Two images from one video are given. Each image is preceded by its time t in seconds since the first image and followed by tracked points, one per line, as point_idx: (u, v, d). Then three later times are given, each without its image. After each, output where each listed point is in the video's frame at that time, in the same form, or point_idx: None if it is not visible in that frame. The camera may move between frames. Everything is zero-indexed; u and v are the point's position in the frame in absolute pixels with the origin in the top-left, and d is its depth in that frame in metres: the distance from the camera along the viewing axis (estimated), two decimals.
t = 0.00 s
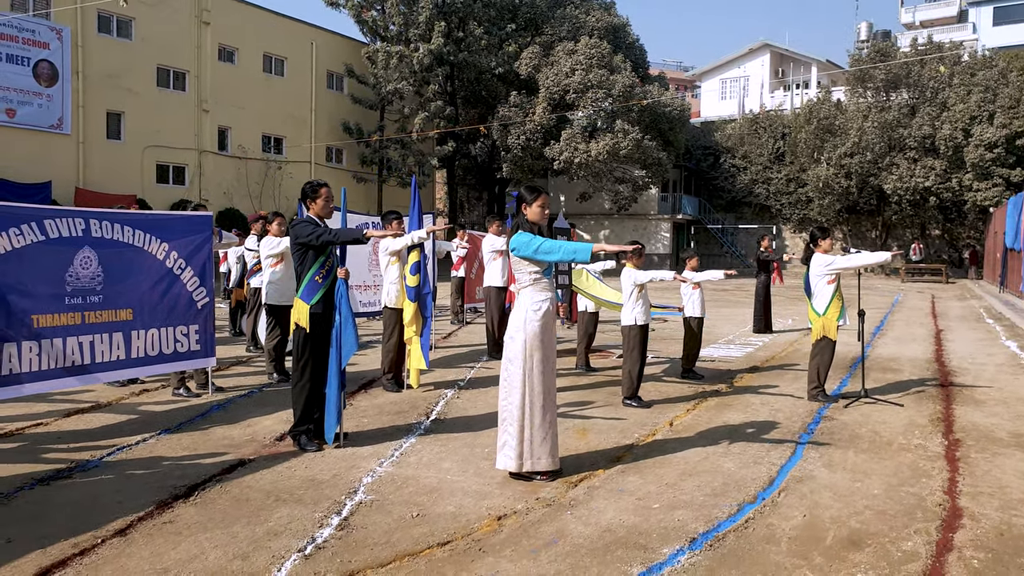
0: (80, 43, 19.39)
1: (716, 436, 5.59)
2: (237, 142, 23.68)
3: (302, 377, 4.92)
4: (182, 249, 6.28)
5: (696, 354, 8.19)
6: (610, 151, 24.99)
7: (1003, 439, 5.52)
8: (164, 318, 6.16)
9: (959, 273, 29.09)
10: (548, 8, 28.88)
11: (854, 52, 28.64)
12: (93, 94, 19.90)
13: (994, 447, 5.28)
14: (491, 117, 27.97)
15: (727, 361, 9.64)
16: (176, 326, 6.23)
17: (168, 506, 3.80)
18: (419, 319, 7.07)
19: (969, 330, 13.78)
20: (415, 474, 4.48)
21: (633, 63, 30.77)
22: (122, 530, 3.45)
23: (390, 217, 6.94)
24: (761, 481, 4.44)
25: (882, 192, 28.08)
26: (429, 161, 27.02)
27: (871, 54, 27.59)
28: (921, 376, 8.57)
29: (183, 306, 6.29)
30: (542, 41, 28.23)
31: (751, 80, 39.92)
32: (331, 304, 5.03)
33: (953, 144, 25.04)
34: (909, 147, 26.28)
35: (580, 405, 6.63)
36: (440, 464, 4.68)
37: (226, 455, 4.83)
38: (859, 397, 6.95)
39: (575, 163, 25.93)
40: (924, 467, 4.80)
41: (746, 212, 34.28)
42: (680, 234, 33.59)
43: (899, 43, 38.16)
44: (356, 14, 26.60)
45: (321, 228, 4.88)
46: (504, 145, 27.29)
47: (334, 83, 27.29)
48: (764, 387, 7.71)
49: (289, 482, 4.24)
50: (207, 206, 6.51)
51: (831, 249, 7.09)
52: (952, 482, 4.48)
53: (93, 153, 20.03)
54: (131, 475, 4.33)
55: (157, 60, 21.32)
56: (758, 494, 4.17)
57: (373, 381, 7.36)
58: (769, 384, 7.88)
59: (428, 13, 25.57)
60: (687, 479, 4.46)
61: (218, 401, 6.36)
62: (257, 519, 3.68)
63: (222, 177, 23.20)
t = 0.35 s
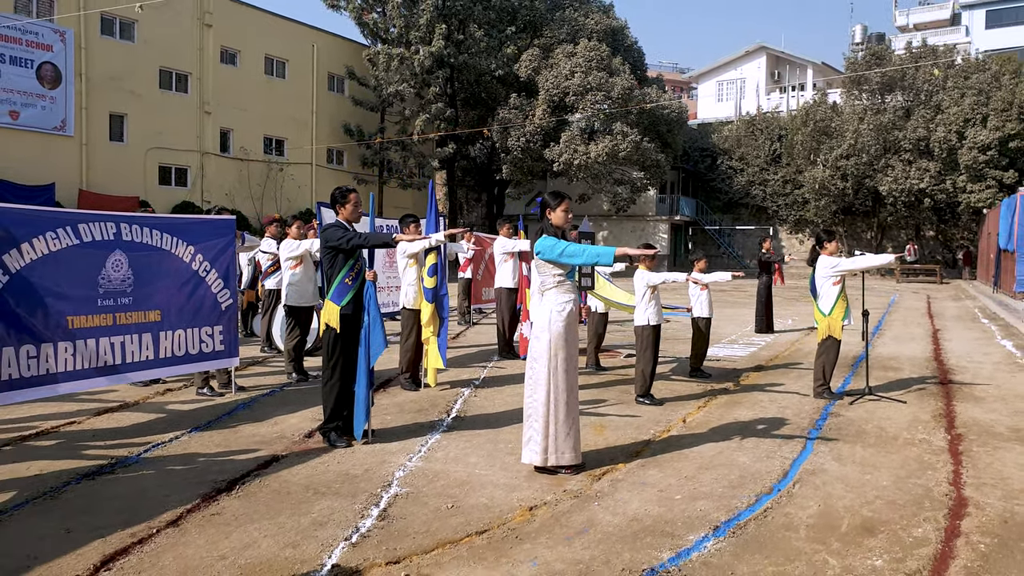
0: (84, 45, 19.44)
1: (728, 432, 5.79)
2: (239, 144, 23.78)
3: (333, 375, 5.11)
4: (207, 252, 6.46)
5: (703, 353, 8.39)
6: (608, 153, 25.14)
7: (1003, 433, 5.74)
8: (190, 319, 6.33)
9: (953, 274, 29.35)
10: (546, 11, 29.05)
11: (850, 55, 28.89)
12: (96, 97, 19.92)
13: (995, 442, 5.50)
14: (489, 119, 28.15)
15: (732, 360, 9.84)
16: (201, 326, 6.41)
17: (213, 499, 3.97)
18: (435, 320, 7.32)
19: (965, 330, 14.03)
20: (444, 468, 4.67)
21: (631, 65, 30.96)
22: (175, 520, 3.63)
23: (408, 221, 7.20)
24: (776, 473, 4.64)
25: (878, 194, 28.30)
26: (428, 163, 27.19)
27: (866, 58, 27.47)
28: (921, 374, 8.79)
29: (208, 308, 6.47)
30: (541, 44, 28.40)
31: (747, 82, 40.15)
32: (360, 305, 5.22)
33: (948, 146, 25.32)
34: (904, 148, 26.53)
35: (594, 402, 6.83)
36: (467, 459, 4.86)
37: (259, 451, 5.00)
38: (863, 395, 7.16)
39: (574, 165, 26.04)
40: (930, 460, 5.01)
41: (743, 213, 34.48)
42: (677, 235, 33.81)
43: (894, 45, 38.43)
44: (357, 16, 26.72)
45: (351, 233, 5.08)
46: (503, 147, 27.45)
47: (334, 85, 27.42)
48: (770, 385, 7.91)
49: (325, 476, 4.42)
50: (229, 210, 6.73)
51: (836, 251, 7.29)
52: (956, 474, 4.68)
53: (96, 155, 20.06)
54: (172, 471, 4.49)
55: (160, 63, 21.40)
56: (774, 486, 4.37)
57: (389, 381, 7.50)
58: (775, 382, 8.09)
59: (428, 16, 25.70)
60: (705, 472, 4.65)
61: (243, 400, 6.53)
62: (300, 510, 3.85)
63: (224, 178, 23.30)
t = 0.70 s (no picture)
0: (83, 47, 19.40)
1: (736, 426, 5.96)
2: (237, 145, 23.78)
3: (353, 372, 5.26)
4: (224, 253, 6.59)
5: (708, 351, 8.54)
6: (604, 152, 25.22)
7: (1002, 426, 5.92)
8: (209, 318, 6.46)
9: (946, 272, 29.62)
10: (542, 11, 29.14)
11: (844, 55, 29.10)
12: (96, 98, 19.89)
13: (994, 434, 5.68)
14: (486, 119, 28.24)
15: (734, 358, 10.00)
16: (219, 325, 6.54)
17: (247, 490, 4.12)
18: (447, 319, 7.38)
19: (961, 327, 14.24)
20: (465, 461, 4.81)
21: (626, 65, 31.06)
22: (213, 511, 3.76)
23: (418, 222, 7.35)
24: (785, 465, 4.81)
25: (872, 193, 28.52)
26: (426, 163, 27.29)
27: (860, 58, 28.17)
28: (920, 370, 8.97)
29: (226, 307, 6.60)
30: (536, 44, 28.49)
31: (741, 81, 40.32)
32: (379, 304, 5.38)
33: (941, 145, 25.64)
34: (898, 148, 26.77)
35: (603, 399, 6.98)
36: (486, 452, 5.02)
37: (282, 446, 5.14)
38: (865, 390, 7.33)
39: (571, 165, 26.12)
40: (932, 452, 5.19)
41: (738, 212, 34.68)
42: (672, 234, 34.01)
43: (887, 45, 38.66)
44: (353, 17, 26.78)
45: (370, 234, 5.23)
46: (499, 147, 27.58)
47: (331, 86, 27.47)
48: (774, 381, 8.08)
49: (351, 469, 4.57)
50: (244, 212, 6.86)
51: (838, 250, 7.46)
52: (959, 465, 4.86)
53: (95, 156, 20.04)
54: (202, 465, 4.63)
55: (158, 64, 21.36)
56: (785, 477, 4.54)
57: (402, 378, 7.67)
58: (778, 379, 8.26)
59: (425, 17, 25.78)
60: (718, 464, 4.82)
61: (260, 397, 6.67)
62: (331, 501, 3.99)
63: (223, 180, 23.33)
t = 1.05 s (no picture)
0: (84, 44, 19.33)
1: (748, 418, 6.09)
2: (238, 142, 23.76)
3: (376, 365, 5.39)
4: (243, 249, 6.69)
5: (715, 345, 8.66)
6: (604, 150, 25.25)
7: (1007, 418, 6.07)
8: (229, 313, 6.57)
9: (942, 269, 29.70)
10: (541, 9, 29.20)
11: (841, 52, 29.21)
12: (97, 95, 19.85)
13: (1000, 425, 5.83)
14: (485, 116, 28.23)
15: (740, 352, 10.14)
16: (238, 320, 6.65)
17: (280, 479, 4.23)
18: (460, 314, 7.49)
19: (959, 323, 14.41)
20: (488, 451, 4.94)
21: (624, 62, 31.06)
22: (251, 499, 3.88)
23: (432, 219, 7.43)
24: (800, 455, 4.94)
25: (869, 190, 28.61)
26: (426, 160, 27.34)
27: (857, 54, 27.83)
28: (923, 364, 9.12)
29: (245, 302, 6.71)
30: (536, 41, 28.53)
31: (738, 78, 40.32)
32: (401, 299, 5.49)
33: (938, 142, 25.82)
34: (895, 145, 26.95)
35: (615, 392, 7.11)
36: (507, 443, 5.15)
37: (308, 437, 5.26)
38: (871, 383, 7.48)
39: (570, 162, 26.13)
40: (941, 442, 5.33)
41: (735, 209, 34.76)
42: (670, 231, 34.10)
43: (883, 43, 38.75)
44: (353, 14, 26.77)
45: (392, 230, 5.32)
46: (499, 144, 27.64)
47: (331, 83, 27.48)
48: (781, 375, 8.22)
49: (379, 459, 4.69)
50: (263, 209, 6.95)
51: (846, 247, 7.58)
52: (968, 455, 5.00)
53: (97, 153, 20.00)
54: (232, 455, 4.74)
55: (160, 61, 21.31)
56: (800, 466, 4.67)
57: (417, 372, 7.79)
58: (784, 373, 8.39)
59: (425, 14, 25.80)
60: (734, 454, 4.95)
61: (279, 390, 6.78)
62: (364, 489, 4.11)
63: (224, 177, 23.32)
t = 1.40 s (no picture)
0: (86, 42, 19.26)
1: (756, 414, 6.22)
2: (237, 140, 23.71)
3: (393, 362, 5.50)
4: (258, 248, 6.78)
5: (719, 343, 8.78)
6: (601, 149, 25.29)
7: (1008, 415, 6.22)
8: (245, 311, 6.66)
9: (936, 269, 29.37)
10: (539, 8, 29.24)
11: (837, 54, 29.36)
12: (98, 93, 19.79)
13: (1002, 422, 5.97)
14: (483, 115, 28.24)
15: (742, 351, 10.27)
16: (253, 318, 6.73)
17: (306, 473, 4.33)
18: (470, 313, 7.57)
19: (955, 322, 14.59)
20: (505, 446, 5.05)
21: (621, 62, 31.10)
22: (280, 491, 3.98)
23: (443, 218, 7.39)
24: (809, 450, 5.07)
25: (863, 190, 28.78)
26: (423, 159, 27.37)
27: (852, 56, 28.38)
28: (923, 363, 9.27)
29: (259, 300, 6.79)
30: (534, 41, 28.55)
31: (734, 79, 40.42)
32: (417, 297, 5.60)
33: (932, 143, 26.03)
34: (889, 146, 27.14)
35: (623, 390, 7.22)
36: (523, 438, 5.26)
37: (327, 432, 5.36)
38: (873, 381, 7.62)
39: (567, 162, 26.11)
40: (946, 438, 5.47)
41: (731, 208, 34.87)
42: (666, 230, 34.22)
43: (878, 44, 38.93)
44: (352, 13, 26.75)
45: (410, 230, 5.44)
46: (496, 143, 27.68)
47: (330, 82, 27.47)
48: (784, 373, 8.35)
49: (399, 453, 4.80)
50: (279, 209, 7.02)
51: (849, 247, 7.70)
52: (972, 450, 5.14)
53: (98, 151, 19.95)
54: (255, 449, 4.84)
55: (160, 59, 21.26)
56: (810, 461, 4.80)
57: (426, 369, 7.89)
58: (787, 371, 8.52)
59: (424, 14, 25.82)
60: (745, 449, 5.07)
61: (294, 387, 6.87)
62: (388, 483, 4.21)
63: (223, 175, 23.29)
